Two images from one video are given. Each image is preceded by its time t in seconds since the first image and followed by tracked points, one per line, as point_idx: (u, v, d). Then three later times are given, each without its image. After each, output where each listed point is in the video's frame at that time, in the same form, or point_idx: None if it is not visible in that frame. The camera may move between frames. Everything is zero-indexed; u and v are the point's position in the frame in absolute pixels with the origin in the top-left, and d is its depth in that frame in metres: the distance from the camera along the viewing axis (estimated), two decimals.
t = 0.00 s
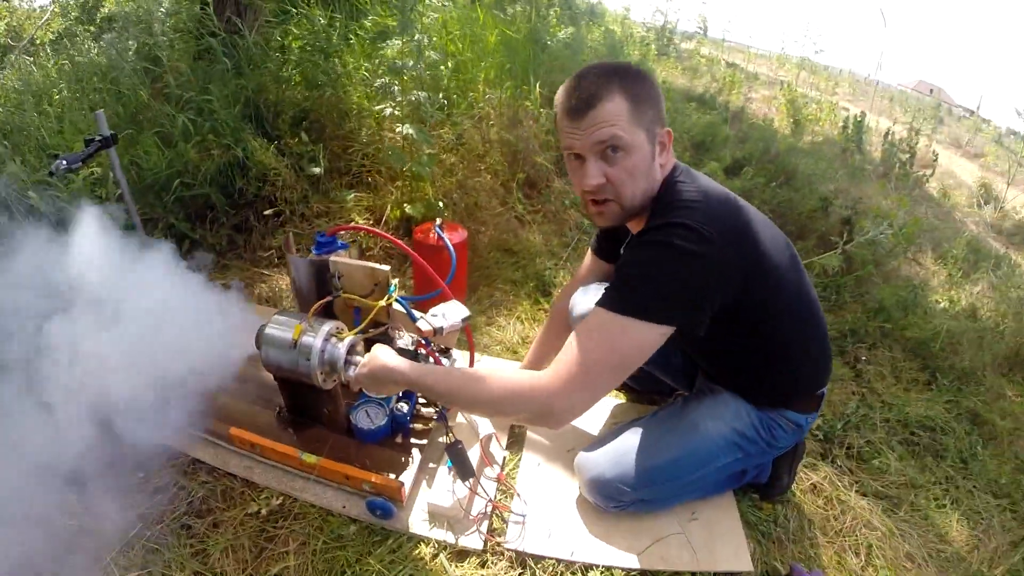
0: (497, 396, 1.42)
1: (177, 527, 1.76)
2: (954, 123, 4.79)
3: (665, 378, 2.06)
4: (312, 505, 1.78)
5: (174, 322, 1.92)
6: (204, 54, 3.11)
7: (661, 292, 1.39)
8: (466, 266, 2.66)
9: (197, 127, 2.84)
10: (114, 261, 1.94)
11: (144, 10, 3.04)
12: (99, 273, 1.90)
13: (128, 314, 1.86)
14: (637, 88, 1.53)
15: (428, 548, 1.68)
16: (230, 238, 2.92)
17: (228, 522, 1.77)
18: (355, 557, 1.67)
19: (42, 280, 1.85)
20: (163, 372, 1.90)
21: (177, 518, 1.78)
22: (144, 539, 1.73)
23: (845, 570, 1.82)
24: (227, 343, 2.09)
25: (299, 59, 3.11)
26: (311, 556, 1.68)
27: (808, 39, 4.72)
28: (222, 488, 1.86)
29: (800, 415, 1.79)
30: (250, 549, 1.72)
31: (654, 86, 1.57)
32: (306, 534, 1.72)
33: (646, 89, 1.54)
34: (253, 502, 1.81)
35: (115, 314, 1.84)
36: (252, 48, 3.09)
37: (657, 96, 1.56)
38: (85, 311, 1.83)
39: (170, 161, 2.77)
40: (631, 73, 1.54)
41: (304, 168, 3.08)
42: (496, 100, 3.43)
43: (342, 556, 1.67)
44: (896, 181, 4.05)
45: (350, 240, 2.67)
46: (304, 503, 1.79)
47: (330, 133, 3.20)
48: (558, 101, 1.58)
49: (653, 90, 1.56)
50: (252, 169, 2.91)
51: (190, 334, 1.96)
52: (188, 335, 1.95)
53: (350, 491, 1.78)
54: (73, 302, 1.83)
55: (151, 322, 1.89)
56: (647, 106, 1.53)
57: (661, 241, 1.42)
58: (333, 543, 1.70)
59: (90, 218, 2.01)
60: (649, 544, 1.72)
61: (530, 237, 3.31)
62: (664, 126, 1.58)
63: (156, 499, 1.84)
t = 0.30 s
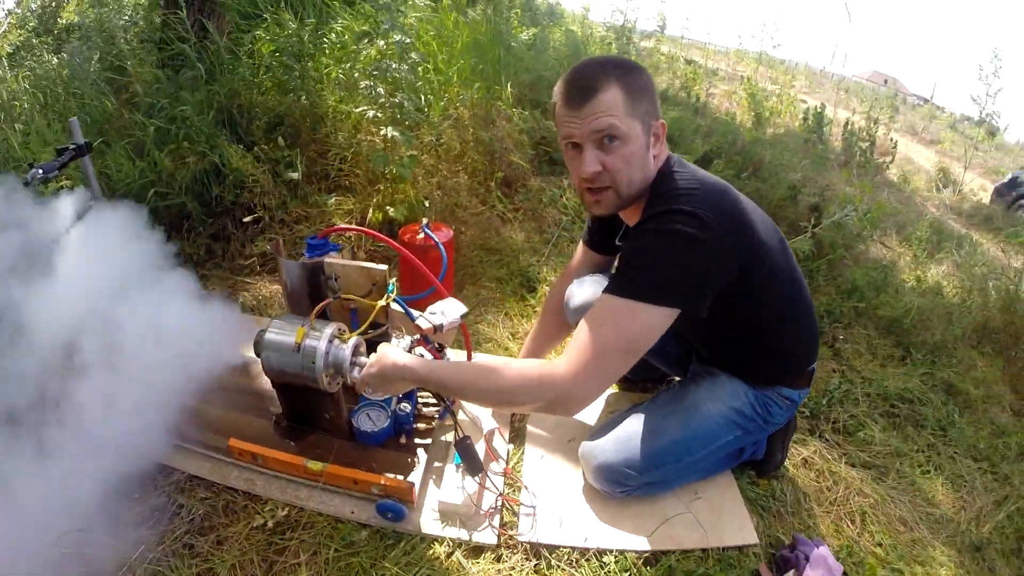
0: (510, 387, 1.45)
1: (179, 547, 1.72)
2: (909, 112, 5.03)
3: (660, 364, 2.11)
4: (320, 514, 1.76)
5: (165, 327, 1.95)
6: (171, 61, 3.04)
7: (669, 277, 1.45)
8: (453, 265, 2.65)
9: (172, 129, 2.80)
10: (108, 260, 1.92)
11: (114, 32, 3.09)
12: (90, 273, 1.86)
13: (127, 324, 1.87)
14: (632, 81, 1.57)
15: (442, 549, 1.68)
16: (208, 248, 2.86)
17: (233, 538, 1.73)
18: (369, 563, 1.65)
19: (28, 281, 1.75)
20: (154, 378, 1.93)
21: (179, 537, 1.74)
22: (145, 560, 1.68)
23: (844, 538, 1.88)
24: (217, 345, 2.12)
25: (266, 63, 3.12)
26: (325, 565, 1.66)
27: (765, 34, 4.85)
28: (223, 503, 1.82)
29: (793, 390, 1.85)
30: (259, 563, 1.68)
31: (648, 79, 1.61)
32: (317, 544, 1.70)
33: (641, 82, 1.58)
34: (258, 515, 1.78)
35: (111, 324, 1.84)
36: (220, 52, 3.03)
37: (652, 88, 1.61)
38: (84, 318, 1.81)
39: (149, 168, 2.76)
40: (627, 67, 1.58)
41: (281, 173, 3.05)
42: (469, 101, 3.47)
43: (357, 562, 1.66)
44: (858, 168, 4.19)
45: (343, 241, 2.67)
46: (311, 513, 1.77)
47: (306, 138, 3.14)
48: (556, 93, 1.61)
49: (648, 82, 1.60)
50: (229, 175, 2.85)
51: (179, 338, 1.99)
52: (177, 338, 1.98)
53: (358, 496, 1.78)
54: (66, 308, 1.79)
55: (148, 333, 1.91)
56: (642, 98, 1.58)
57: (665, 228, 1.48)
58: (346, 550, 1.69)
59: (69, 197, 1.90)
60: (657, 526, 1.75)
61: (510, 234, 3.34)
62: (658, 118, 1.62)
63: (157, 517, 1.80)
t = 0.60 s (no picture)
0: (499, 368, 1.44)
1: (167, 566, 1.67)
2: (849, 91, 5.31)
3: (636, 341, 2.15)
4: (310, 517, 1.73)
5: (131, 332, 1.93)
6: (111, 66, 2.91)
7: (643, 251, 1.48)
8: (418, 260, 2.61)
9: (126, 134, 2.66)
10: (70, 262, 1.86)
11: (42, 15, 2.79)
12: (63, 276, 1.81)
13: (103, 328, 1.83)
14: (588, 70, 1.56)
15: (439, 539, 1.67)
16: (165, 259, 2.78)
17: (223, 551, 1.69)
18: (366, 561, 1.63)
19: None
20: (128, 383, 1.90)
21: (167, 556, 1.69)
22: None
23: (824, 493, 1.97)
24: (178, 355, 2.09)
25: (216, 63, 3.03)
26: (320, 568, 1.63)
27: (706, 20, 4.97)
28: (208, 517, 1.77)
29: (765, 354, 1.91)
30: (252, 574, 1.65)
31: (610, 65, 1.59)
32: (311, 548, 1.67)
33: (600, 70, 1.57)
34: (247, 525, 1.73)
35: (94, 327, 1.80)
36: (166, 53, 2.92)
37: (612, 75, 1.58)
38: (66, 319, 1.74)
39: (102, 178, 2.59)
40: (585, 55, 1.57)
41: (237, 178, 2.97)
42: (422, 96, 3.44)
43: (354, 562, 1.63)
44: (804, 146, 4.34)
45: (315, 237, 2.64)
46: (302, 517, 1.73)
47: (260, 140, 3.09)
48: (517, 80, 1.63)
49: (608, 70, 1.58)
50: (183, 181, 2.77)
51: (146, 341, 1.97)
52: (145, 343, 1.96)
53: (347, 495, 1.75)
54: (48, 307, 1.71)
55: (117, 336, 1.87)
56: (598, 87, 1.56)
57: (636, 204, 1.51)
58: (341, 552, 1.66)
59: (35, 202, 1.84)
60: (647, 497, 1.79)
61: (474, 226, 3.33)
62: (618, 106, 1.60)
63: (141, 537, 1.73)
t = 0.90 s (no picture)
0: (510, 342, 1.45)
1: (172, 557, 1.62)
2: (833, 87, 5.38)
3: (634, 324, 2.18)
4: (318, 502, 1.70)
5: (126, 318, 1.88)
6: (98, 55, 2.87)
7: (648, 228, 1.51)
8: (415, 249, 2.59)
9: (121, 122, 2.64)
10: (42, 259, 1.83)
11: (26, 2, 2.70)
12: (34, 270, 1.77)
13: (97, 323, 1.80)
14: (581, 58, 1.57)
15: (448, 519, 1.67)
16: (158, 250, 2.78)
17: (229, 540, 1.65)
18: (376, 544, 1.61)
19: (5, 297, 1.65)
20: (125, 371, 1.85)
21: (170, 547, 1.64)
22: None
23: (821, 471, 2.02)
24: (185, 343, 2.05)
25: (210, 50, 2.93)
26: (330, 554, 1.60)
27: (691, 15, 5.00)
28: (212, 506, 1.73)
29: (762, 335, 1.95)
30: (260, 562, 1.60)
31: (607, 54, 1.58)
32: (319, 534, 1.64)
33: (594, 58, 1.57)
34: (252, 513, 1.70)
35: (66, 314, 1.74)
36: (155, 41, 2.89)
37: (605, 65, 1.58)
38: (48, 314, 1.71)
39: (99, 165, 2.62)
40: (579, 43, 1.57)
41: (231, 168, 2.96)
42: (414, 87, 3.42)
43: (364, 546, 1.61)
44: (789, 139, 4.41)
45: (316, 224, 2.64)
46: (308, 504, 1.70)
47: (253, 131, 3.07)
48: (521, 64, 1.67)
49: (603, 59, 1.57)
50: (178, 172, 2.76)
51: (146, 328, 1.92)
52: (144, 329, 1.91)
53: (355, 479, 1.73)
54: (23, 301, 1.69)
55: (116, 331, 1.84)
56: (590, 76, 1.57)
57: (641, 183, 1.55)
58: (351, 536, 1.63)
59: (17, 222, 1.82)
60: (650, 476, 1.82)
61: (469, 216, 3.34)
62: (610, 96, 1.59)
63: (144, 527, 1.69)
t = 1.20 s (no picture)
0: (505, 329, 1.48)
1: (162, 553, 1.62)
2: (813, 102, 5.52)
3: (623, 323, 2.22)
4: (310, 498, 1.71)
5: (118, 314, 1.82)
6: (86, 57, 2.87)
7: (638, 219, 1.56)
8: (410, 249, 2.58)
9: (113, 121, 2.66)
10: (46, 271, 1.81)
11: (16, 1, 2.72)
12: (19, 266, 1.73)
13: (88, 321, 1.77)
14: (571, 63, 1.62)
15: (442, 512, 1.68)
16: (148, 251, 2.77)
17: (220, 535, 1.65)
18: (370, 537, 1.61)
19: None
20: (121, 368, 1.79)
21: (161, 543, 1.64)
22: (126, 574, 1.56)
23: (807, 465, 2.07)
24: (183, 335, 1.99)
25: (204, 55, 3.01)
26: (324, 548, 1.60)
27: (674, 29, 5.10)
28: (203, 502, 1.73)
29: (747, 331, 2.00)
30: (253, 558, 1.60)
31: (595, 59, 1.64)
32: (313, 528, 1.64)
33: (583, 63, 1.62)
34: (245, 508, 1.70)
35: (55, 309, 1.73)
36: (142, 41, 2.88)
37: (594, 69, 1.63)
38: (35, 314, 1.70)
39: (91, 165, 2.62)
40: (569, 48, 1.62)
41: (223, 171, 2.97)
42: (404, 94, 3.46)
43: (358, 539, 1.61)
44: (771, 150, 4.51)
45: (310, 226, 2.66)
46: (301, 498, 1.71)
47: (244, 134, 3.08)
48: (512, 69, 1.71)
49: (591, 63, 1.63)
50: (168, 173, 2.79)
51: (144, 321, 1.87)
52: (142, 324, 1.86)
53: (350, 474, 1.73)
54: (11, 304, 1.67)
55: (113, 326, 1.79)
56: (579, 80, 1.62)
57: (630, 178, 1.60)
58: (345, 530, 1.64)
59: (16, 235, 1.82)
60: (640, 470, 1.85)
61: (458, 221, 3.37)
62: (598, 99, 1.65)
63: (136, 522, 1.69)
